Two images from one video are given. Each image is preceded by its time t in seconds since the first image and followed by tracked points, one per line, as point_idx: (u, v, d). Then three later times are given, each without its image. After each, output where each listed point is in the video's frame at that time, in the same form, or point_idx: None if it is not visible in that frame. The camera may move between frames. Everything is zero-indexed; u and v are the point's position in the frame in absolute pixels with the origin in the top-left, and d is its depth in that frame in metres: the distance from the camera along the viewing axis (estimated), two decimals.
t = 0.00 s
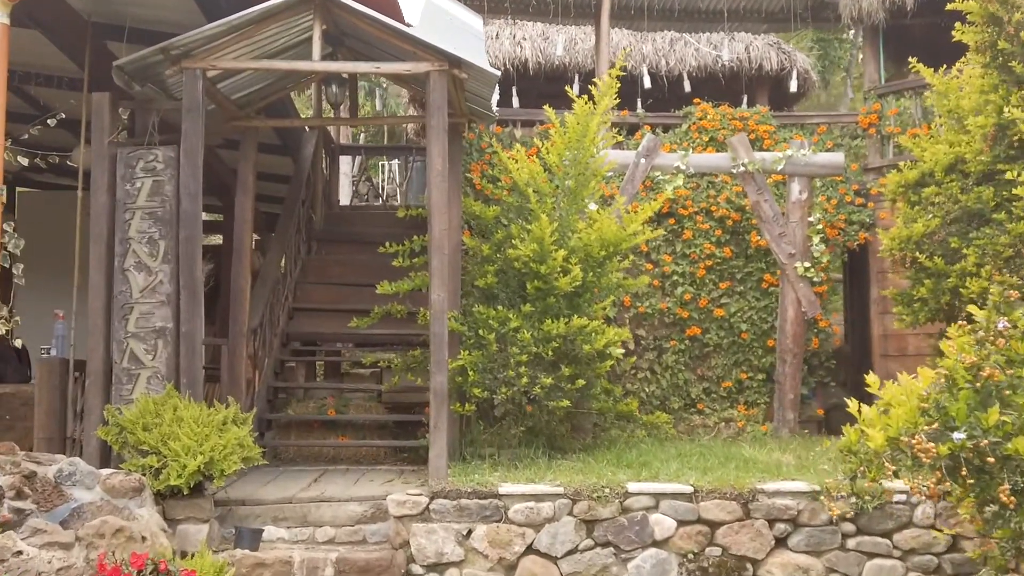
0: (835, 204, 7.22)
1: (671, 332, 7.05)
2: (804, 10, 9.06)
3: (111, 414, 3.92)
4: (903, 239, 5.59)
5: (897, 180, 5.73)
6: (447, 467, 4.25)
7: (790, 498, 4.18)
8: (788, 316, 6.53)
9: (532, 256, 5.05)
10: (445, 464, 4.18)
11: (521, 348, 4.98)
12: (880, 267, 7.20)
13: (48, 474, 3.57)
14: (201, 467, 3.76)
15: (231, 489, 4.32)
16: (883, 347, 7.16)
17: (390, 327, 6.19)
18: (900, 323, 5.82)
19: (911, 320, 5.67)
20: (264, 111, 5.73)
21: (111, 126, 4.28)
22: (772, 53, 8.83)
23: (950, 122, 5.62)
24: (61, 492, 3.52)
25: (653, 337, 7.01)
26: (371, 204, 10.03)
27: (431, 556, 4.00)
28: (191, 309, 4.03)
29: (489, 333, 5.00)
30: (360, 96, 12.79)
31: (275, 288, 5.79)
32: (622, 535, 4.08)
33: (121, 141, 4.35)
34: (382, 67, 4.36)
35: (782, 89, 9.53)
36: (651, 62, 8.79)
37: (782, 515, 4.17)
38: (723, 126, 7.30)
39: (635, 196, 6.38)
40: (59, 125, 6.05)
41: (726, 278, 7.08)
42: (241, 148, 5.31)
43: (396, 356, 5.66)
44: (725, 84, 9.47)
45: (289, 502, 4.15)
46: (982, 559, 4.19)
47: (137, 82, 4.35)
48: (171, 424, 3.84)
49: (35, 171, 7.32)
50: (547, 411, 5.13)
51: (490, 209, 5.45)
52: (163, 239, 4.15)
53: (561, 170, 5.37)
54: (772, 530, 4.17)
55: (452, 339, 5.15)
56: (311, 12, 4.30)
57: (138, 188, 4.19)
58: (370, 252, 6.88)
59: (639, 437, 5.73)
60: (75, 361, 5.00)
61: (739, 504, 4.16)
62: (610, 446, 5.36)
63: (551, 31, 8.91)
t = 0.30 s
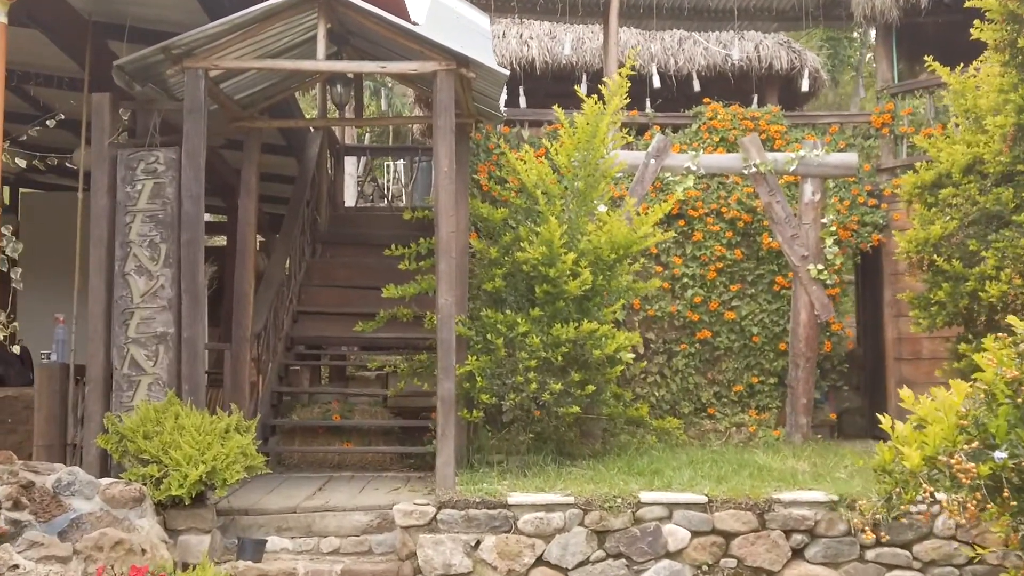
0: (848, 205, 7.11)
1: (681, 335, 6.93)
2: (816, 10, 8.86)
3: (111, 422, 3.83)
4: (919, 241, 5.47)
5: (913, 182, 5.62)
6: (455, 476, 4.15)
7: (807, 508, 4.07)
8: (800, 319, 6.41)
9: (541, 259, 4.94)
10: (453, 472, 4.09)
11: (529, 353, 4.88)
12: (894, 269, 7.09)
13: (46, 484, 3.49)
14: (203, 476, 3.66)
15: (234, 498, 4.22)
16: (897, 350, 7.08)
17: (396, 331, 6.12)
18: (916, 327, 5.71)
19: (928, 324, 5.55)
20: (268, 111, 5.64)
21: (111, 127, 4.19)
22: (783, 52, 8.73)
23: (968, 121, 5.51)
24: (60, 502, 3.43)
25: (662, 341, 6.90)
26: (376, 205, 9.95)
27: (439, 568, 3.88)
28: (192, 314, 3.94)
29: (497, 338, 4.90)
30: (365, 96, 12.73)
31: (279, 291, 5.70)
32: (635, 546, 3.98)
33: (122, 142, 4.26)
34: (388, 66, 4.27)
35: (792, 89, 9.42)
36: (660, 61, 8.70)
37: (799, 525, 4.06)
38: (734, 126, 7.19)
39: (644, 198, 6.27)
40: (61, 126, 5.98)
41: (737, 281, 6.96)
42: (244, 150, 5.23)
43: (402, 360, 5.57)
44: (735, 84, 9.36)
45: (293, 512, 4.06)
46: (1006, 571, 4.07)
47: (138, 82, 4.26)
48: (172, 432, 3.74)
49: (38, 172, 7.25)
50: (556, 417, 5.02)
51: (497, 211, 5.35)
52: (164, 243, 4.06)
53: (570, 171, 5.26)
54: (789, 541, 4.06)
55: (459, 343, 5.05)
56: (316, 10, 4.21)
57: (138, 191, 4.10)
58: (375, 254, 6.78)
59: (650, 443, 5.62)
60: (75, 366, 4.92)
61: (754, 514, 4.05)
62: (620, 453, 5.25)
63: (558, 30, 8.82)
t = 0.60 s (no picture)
0: (860, 203, 6.98)
1: (691, 336, 6.82)
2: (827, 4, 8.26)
3: (110, 425, 3.74)
4: (935, 240, 5.35)
5: (928, 180, 5.50)
6: (461, 480, 4.05)
7: (823, 513, 3.96)
8: (812, 319, 6.29)
9: (549, 258, 4.84)
10: (460, 477, 3.99)
11: (537, 354, 4.77)
12: (907, 268, 6.96)
13: (44, 488, 3.43)
14: (203, 481, 3.57)
15: (236, 503, 4.13)
16: (909, 350, 6.96)
17: (401, 332, 6.03)
18: (931, 327, 5.59)
19: (944, 325, 5.44)
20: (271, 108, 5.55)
21: (110, 123, 4.11)
22: (792, 49, 8.63)
23: (983, 118, 5.36)
24: (56, 508, 3.36)
25: (671, 341, 6.79)
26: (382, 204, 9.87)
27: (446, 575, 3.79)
28: (193, 315, 3.85)
29: (504, 339, 4.79)
30: (370, 95, 12.63)
31: (282, 291, 5.61)
32: (646, 553, 3.88)
33: (121, 140, 4.18)
34: (392, 61, 4.17)
35: (801, 86, 9.31)
36: (668, 58, 8.60)
37: (815, 531, 3.95)
38: (744, 124, 7.07)
39: (654, 196, 6.16)
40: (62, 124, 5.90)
41: (747, 280, 6.85)
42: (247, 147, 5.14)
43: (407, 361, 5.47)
44: (744, 81, 9.25)
45: (296, 517, 3.96)
46: None
47: (138, 77, 4.17)
48: (171, 436, 3.65)
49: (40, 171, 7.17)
50: (565, 419, 4.92)
51: (504, 209, 5.24)
52: (164, 242, 3.98)
53: (579, 169, 5.15)
54: (804, 548, 3.95)
55: (465, 345, 4.96)
56: (319, 4, 4.11)
57: (138, 188, 4.01)
58: (380, 253, 6.69)
59: (660, 446, 5.51)
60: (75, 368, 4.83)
61: (769, 520, 3.95)
62: (630, 456, 5.15)
63: (565, 26, 8.72)
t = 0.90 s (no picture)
0: (872, 200, 6.87)
1: (700, 335, 6.71)
2: None
3: (108, 427, 3.66)
4: (951, 236, 5.23)
5: (944, 176, 5.38)
6: (467, 482, 3.95)
7: (838, 517, 3.85)
8: (824, 318, 6.18)
9: (556, 256, 4.74)
10: (466, 479, 3.90)
11: (545, 354, 4.68)
12: (920, 267, 6.85)
13: (39, 492, 3.35)
14: (203, 484, 3.48)
15: (237, 506, 4.04)
16: (922, 350, 6.85)
17: (406, 331, 5.93)
18: (947, 326, 5.48)
19: (961, 323, 5.32)
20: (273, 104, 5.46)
21: (108, 119, 4.02)
22: (801, 45, 8.57)
23: (998, 112, 5.24)
24: (52, 512, 3.28)
25: (680, 341, 6.68)
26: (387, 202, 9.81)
27: None
28: (193, 314, 3.76)
29: (510, 339, 4.69)
30: (374, 93, 12.55)
31: (285, 290, 5.52)
32: (657, 558, 3.78)
33: (120, 135, 4.09)
34: (397, 53, 4.07)
35: (810, 81, 9.21)
36: (675, 55, 8.51)
37: (831, 535, 3.84)
38: (753, 120, 6.97)
39: (662, 193, 6.06)
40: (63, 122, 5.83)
41: (757, 279, 6.74)
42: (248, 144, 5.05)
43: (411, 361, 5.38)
44: (752, 78, 9.15)
45: (298, 521, 3.87)
46: None
47: (137, 71, 4.09)
48: (170, 438, 3.57)
49: (42, 169, 7.11)
50: (572, 421, 4.82)
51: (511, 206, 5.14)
52: (164, 239, 3.89)
53: (587, 165, 5.05)
54: (820, 552, 3.85)
55: (471, 345, 4.86)
56: None
57: (137, 185, 3.93)
58: (384, 252, 6.60)
59: (669, 447, 5.40)
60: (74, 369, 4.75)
61: (784, 523, 3.84)
62: (639, 458, 5.05)
63: (571, 22, 8.63)
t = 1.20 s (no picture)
0: (883, 199, 6.74)
1: (708, 337, 6.59)
2: None
3: (102, 432, 3.57)
4: (967, 235, 5.10)
5: (959, 174, 5.24)
6: (471, 489, 3.84)
7: (853, 525, 3.74)
8: (835, 320, 6.05)
9: (562, 256, 4.63)
10: (470, 486, 3.79)
11: (550, 357, 4.57)
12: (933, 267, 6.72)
13: (32, 499, 3.27)
14: (199, 491, 3.38)
15: (236, 513, 3.94)
16: (934, 351, 6.72)
17: (409, 333, 5.83)
18: (962, 328, 5.35)
19: (976, 325, 5.19)
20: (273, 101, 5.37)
21: (103, 116, 3.93)
22: (810, 42, 8.47)
23: (1014, 109, 5.07)
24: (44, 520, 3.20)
25: (688, 342, 6.57)
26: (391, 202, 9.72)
27: None
28: (189, 316, 3.67)
29: (515, 341, 4.59)
30: (378, 91, 12.45)
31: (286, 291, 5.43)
32: (667, 567, 3.67)
33: (116, 133, 4.00)
34: (398, 48, 3.96)
35: (819, 79, 9.09)
36: (683, 52, 8.40)
37: (845, 544, 3.73)
38: (762, 118, 6.85)
39: (670, 192, 5.95)
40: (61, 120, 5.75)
41: (766, 279, 6.62)
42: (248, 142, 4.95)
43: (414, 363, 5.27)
44: (760, 76, 9.05)
45: (297, 528, 3.76)
46: None
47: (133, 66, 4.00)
48: (166, 443, 3.47)
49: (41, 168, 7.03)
50: (579, 424, 4.71)
51: (515, 205, 5.04)
52: (160, 239, 3.80)
53: (593, 163, 4.94)
54: (834, 561, 3.74)
55: (475, 347, 4.76)
56: None
57: (132, 183, 3.83)
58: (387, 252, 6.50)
59: (678, 451, 5.29)
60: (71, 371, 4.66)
61: (797, 532, 3.73)
62: (647, 463, 4.94)
63: (577, 19, 8.52)
